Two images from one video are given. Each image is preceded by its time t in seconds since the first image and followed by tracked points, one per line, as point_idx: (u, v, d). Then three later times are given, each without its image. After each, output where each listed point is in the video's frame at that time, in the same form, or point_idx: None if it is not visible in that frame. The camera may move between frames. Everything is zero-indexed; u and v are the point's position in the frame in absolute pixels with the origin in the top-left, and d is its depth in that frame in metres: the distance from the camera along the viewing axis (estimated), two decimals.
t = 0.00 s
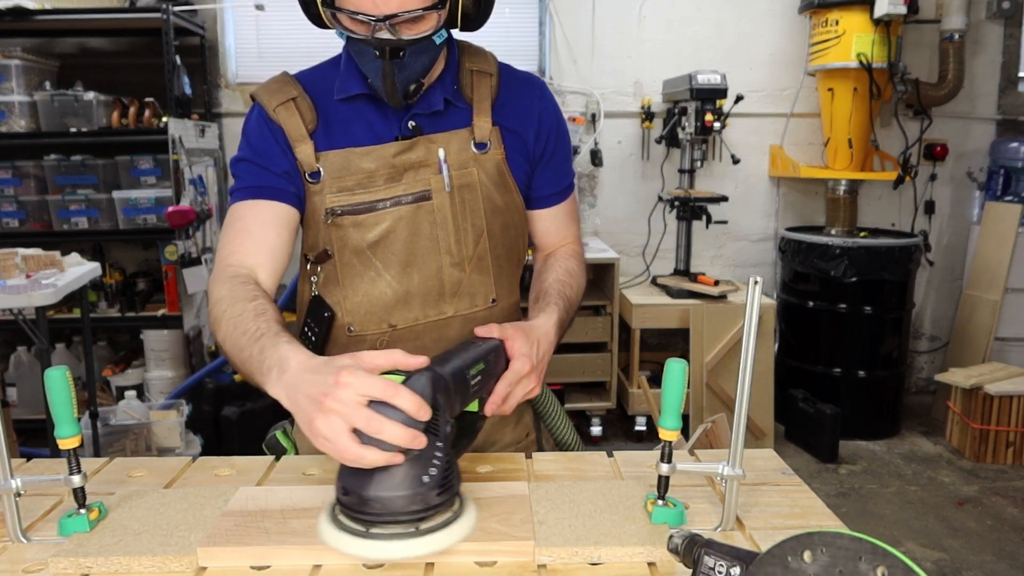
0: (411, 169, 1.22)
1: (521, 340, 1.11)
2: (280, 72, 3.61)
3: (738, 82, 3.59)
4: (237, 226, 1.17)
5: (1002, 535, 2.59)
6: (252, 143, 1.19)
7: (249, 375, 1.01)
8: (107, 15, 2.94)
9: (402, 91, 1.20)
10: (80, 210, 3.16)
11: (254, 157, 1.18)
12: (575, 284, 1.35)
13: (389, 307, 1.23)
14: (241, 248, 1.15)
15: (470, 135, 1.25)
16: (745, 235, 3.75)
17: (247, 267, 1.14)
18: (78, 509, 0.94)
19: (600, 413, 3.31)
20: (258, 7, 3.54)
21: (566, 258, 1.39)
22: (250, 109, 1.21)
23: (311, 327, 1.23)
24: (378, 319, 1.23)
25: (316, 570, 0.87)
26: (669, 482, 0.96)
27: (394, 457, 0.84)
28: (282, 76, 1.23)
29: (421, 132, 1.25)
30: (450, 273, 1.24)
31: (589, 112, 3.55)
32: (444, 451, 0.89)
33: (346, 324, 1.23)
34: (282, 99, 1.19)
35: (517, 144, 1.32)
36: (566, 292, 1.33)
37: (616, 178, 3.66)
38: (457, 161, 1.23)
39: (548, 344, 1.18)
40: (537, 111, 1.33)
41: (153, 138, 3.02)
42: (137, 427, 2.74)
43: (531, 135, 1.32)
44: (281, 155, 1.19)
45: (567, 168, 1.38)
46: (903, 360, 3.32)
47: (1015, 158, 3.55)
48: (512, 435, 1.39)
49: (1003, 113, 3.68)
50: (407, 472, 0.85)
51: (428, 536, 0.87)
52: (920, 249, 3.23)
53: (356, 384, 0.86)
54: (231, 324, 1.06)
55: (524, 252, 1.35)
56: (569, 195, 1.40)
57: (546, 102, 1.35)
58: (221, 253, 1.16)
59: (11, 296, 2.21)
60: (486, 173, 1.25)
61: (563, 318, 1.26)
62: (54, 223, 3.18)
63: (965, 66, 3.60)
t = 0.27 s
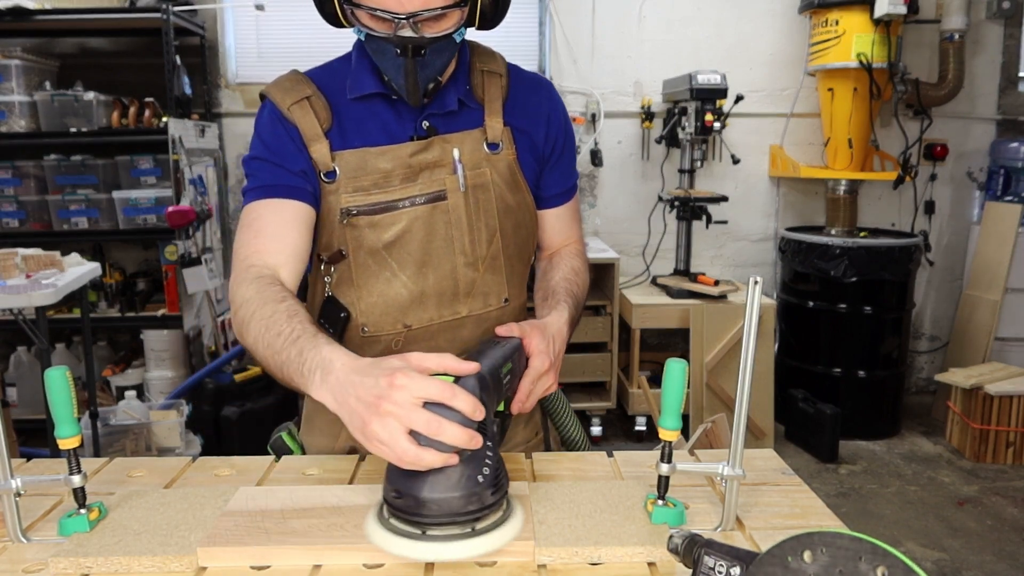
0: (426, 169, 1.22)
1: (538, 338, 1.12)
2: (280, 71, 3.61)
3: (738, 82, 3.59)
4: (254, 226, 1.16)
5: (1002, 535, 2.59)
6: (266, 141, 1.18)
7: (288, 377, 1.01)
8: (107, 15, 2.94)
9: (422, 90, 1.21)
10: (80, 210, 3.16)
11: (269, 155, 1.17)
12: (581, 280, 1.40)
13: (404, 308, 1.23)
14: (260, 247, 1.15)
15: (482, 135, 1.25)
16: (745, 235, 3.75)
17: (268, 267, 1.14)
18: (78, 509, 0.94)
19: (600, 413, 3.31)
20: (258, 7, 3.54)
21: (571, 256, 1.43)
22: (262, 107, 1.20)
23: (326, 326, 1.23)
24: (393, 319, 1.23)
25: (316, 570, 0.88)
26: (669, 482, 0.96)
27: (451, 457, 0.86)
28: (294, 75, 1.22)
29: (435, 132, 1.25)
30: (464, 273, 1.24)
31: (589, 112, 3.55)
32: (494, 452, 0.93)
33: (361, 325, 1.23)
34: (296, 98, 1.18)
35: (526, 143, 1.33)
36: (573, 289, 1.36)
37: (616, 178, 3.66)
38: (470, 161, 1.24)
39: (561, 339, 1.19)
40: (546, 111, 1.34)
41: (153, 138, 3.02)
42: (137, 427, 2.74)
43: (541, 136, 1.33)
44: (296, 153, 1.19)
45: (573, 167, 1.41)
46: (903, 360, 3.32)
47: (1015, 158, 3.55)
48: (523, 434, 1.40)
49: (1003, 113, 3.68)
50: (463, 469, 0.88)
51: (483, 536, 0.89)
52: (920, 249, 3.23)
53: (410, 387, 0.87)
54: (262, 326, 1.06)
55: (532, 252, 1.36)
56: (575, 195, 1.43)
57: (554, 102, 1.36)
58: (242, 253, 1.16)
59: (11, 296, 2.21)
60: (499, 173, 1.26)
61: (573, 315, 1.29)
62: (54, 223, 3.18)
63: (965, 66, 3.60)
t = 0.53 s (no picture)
0: (406, 168, 1.22)
1: (495, 345, 1.10)
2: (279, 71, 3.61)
3: (737, 82, 3.59)
4: (232, 224, 1.20)
5: (1002, 535, 2.59)
6: (251, 141, 1.22)
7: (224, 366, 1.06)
8: (108, 15, 2.94)
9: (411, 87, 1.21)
10: (80, 211, 3.16)
11: (252, 155, 1.20)
12: (582, 290, 1.34)
13: (381, 306, 1.23)
14: (231, 246, 1.19)
15: (470, 135, 1.24)
16: (745, 235, 3.75)
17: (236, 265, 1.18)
18: (78, 509, 0.94)
19: (600, 414, 3.32)
20: (257, 7, 3.54)
21: (578, 261, 1.37)
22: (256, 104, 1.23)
23: (306, 322, 1.26)
24: (370, 318, 1.24)
25: (316, 570, 0.87)
26: (669, 482, 0.96)
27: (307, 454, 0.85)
28: (288, 71, 1.24)
29: (419, 130, 1.25)
30: (444, 274, 1.24)
31: (589, 112, 3.55)
32: (366, 452, 0.89)
33: (338, 322, 1.25)
34: (284, 96, 1.20)
35: (520, 144, 1.31)
36: (566, 298, 1.31)
37: (616, 178, 3.66)
38: (453, 162, 1.23)
39: (529, 351, 1.15)
40: (542, 112, 1.31)
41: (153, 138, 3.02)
42: (137, 427, 2.74)
43: (535, 138, 1.31)
44: (277, 153, 1.22)
45: (579, 170, 1.36)
46: (903, 360, 3.32)
47: (1015, 158, 3.55)
48: (506, 442, 1.38)
49: (1003, 113, 3.68)
50: (326, 469, 0.86)
51: (342, 533, 0.88)
52: (920, 249, 3.23)
53: (271, 378, 0.86)
54: (206, 313, 1.11)
55: (527, 257, 1.33)
56: (582, 198, 1.37)
57: (553, 103, 1.33)
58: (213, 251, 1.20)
59: (11, 296, 2.21)
60: (485, 174, 1.24)
61: (551, 322, 1.24)
62: (53, 223, 3.18)
63: (964, 66, 3.60)
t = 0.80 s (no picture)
0: (423, 169, 1.22)
1: (528, 338, 1.11)
2: (279, 71, 3.61)
3: (737, 82, 3.59)
4: (253, 228, 1.16)
5: (1002, 535, 2.59)
6: (267, 142, 1.18)
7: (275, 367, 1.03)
8: (107, 15, 2.94)
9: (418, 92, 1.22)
10: (80, 210, 3.16)
11: (269, 156, 1.17)
12: (586, 283, 1.38)
13: (399, 307, 1.22)
14: (259, 249, 1.15)
15: (482, 136, 1.25)
16: (744, 235, 3.75)
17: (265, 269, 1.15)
18: (78, 509, 0.94)
19: (600, 414, 3.32)
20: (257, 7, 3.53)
21: (579, 257, 1.41)
22: (263, 105, 1.20)
23: (323, 324, 1.22)
24: (388, 318, 1.22)
25: (316, 570, 0.87)
26: (669, 483, 0.96)
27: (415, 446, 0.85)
28: (294, 72, 1.22)
29: (433, 132, 1.25)
30: (460, 273, 1.24)
31: (589, 112, 3.55)
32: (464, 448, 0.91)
33: (356, 323, 1.22)
34: (297, 96, 1.18)
35: (526, 146, 1.32)
36: (576, 292, 1.34)
37: (616, 178, 3.66)
38: (467, 162, 1.24)
39: (556, 340, 1.18)
40: (546, 115, 1.34)
41: (153, 138, 3.02)
42: (137, 427, 2.74)
43: (542, 141, 1.33)
44: (295, 154, 1.18)
45: (579, 169, 1.40)
46: (903, 360, 3.32)
47: (1015, 158, 3.55)
48: (518, 435, 1.38)
49: (1003, 112, 3.68)
50: (430, 467, 0.88)
51: (451, 533, 0.89)
52: (920, 249, 3.23)
53: (387, 366, 0.89)
54: (255, 320, 1.07)
55: (533, 253, 1.35)
56: (580, 198, 1.42)
57: (556, 106, 1.36)
58: (235, 256, 1.16)
59: (11, 296, 2.21)
60: (497, 175, 1.26)
61: (571, 314, 1.28)
62: (53, 223, 3.18)
63: (964, 66, 3.59)
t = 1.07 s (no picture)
0: (427, 172, 1.21)
1: (530, 335, 1.13)
2: (279, 71, 3.61)
3: (738, 82, 3.59)
4: (250, 228, 1.17)
5: (1002, 535, 2.59)
6: (266, 142, 1.18)
7: (281, 361, 1.06)
8: (108, 15, 2.94)
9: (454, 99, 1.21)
10: (80, 210, 3.16)
11: (266, 156, 1.17)
12: (584, 279, 1.41)
13: (401, 309, 1.23)
14: (257, 250, 1.16)
15: (484, 140, 1.25)
16: (745, 235, 3.75)
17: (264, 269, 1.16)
18: (78, 509, 0.94)
19: (600, 413, 3.32)
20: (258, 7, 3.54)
21: (578, 255, 1.44)
22: (267, 100, 1.20)
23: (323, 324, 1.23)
24: (389, 319, 1.23)
25: (316, 570, 0.87)
26: (669, 482, 0.96)
27: (420, 429, 0.90)
28: (301, 69, 1.22)
29: (440, 135, 1.25)
30: (462, 276, 1.24)
31: (589, 112, 3.55)
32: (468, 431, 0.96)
33: (358, 324, 1.23)
34: (301, 95, 1.18)
35: (530, 152, 1.33)
36: (577, 289, 1.37)
37: (616, 178, 3.66)
38: (471, 166, 1.23)
39: (557, 336, 1.21)
40: (552, 122, 1.34)
41: (153, 138, 3.02)
42: (137, 427, 2.74)
43: (545, 147, 1.34)
44: (295, 156, 1.18)
45: (580, 174, 1.41)
46: (902, 360, 3.32)
47: (1015, 158, 3.55)
48: (514, 437, 1.38)
49: (1004, 112, 3.68)
50: (434, 451, 0.92)
51: (452, 514, 0.93)
52: (920, 250, 3.23)
53: (394, 356, 0.93)
54: (255, 321, 1.09)
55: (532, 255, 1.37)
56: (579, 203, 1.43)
57: (560, 113, 1.36)
58: (237, 256, 1.17)
59: (11, 296, 2.21)
60: (500, 178, 1.25)
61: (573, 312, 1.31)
62: (54, 223, 3.19)
63: (965, 66, 3.60)
